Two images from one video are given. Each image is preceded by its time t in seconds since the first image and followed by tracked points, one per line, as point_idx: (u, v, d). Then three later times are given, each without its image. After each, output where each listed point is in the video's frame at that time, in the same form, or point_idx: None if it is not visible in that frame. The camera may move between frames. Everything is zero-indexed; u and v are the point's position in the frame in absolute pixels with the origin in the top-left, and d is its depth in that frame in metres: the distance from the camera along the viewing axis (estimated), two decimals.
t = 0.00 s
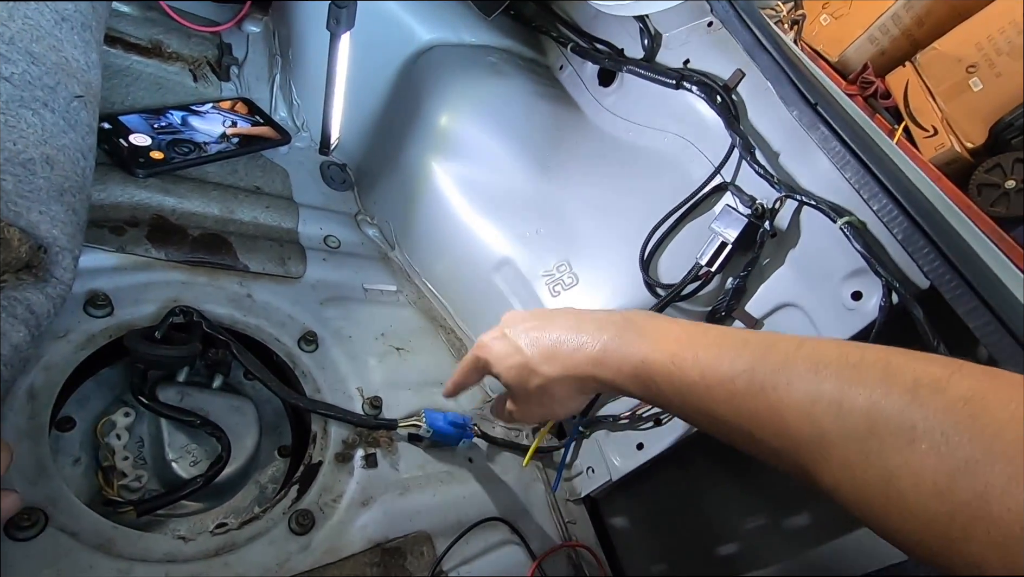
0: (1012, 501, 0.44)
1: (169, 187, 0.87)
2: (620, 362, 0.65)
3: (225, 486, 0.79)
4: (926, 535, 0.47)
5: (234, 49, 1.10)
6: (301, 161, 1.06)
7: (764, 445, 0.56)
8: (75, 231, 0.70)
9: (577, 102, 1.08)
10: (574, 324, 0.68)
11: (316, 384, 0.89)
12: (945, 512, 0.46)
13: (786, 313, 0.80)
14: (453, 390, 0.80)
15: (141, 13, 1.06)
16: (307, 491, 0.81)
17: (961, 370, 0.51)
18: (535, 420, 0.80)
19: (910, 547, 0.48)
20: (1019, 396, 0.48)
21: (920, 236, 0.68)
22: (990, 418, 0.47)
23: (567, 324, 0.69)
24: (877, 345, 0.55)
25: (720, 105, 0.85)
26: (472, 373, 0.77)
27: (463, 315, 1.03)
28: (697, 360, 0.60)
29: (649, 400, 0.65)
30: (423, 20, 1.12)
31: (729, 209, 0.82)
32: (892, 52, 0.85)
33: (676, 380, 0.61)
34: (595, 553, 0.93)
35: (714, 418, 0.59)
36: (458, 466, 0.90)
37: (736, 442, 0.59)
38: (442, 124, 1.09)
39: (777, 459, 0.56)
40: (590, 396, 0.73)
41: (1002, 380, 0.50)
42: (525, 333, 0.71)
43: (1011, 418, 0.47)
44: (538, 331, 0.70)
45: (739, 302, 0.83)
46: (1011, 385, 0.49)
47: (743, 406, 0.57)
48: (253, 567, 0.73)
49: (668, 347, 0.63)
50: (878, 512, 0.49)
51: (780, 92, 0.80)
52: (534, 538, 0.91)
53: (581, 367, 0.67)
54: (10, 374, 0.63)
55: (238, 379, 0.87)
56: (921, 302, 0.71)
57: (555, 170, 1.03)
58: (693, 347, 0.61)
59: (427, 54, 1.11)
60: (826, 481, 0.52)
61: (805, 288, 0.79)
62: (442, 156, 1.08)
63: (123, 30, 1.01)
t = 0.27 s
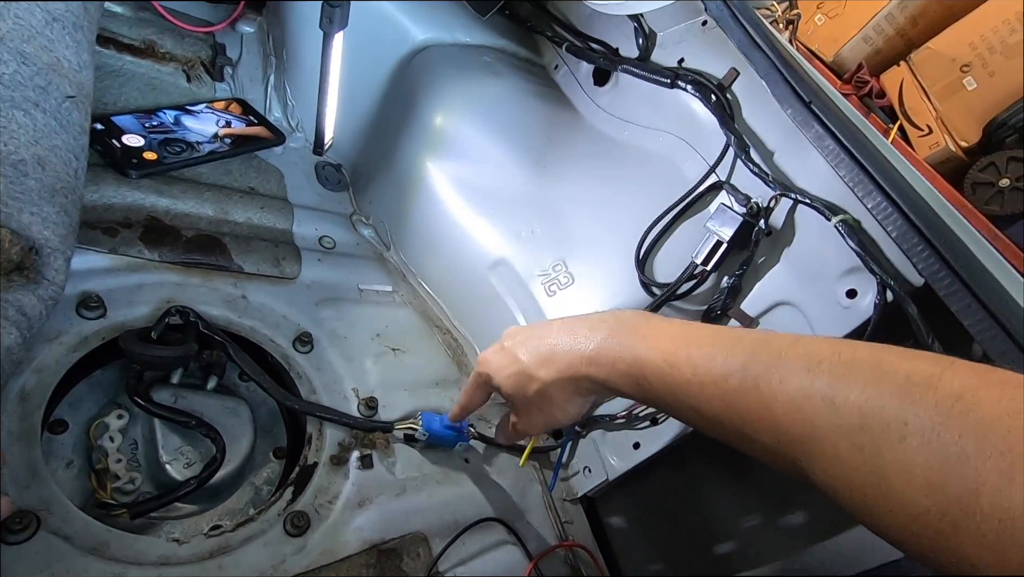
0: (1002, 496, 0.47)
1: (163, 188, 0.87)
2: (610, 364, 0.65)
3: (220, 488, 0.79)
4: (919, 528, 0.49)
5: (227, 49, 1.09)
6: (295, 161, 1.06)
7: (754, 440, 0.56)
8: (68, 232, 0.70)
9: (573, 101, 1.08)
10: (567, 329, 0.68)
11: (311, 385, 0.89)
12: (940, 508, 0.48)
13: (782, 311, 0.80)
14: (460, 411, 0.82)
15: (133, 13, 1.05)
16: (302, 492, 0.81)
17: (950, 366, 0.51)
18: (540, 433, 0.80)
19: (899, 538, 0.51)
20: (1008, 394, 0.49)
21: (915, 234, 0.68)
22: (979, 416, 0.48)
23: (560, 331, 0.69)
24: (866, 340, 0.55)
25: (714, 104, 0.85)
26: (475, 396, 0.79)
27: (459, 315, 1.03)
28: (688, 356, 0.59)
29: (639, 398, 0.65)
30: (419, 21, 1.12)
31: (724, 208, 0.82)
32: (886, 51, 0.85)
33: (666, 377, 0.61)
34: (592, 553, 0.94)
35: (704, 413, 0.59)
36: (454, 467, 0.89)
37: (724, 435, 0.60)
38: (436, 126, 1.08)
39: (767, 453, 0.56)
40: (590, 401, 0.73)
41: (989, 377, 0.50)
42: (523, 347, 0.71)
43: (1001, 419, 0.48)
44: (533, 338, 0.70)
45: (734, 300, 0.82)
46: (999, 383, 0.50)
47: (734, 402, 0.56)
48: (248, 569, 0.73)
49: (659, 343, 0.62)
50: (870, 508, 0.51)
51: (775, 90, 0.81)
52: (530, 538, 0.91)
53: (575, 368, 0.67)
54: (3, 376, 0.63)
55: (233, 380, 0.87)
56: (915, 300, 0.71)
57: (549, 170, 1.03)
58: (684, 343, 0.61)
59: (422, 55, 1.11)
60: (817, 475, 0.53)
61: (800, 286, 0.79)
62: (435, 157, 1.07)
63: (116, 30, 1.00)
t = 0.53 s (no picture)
0: (989, 496, 0.45)
1: (150, 184, 0.86)
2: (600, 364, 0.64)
3: (208, 487, 0.78)
4: (909, 532, 0.48)
5: (216, 44, 1.08)
6: (286, 158, 1.05)
7: (743, 443, 0.56)
8: (50, 229, 0.69)
9: (565, 97, 1.07)
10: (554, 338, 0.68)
11: (301, 383, 0.88)
12: (929, 509, 0.47)
13: (774, 308, 0.80)
14: (460, 434, 0.82)
15: (121, 7, 1.05)
16: (291, 491, 0.80)
17: (935, 367, 0.51)
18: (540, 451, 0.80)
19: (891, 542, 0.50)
20: (994, 394, 0.49)
21: (905, 229, 0.68)
22: (964, 415, 0.48)
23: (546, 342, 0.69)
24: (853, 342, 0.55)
25: (707, 99, 0.84)
26: (474, 417, 0.79)
27: (451, 313, 1.03)
28: (675, 359, 0.60)
29: (630, 402, 0.65)
30: (410, 16, 1.12)
31: (717, 204, 0.81)
32: (879, 49, 0.83)
33: (655, 380, 0.61)
34: (585, 550, 0.93)
35: (693, 416, 0.59)
36: (446, 465, 0.89)
37: (714, 439, 0.59)
38: (427, 122, 1.08)
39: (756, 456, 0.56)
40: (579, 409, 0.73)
41: (974, 377, 0.50)
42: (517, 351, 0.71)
43: (987, 418, 0.47)
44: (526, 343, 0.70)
45: (727, 297, 0.82)
46: (985, 383, 0.49)
47: (721, 404, 0.56)
48: (235, 569, 0.72)
49: (648, 346, 0.62)
50: (858, 510, 0.50)
51: (767, 86, 0.81)
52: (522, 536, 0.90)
53: (565, 374, 0.67)
54: None
55: (222, 378, 0.87)
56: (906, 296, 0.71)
57: (541, 167, 1.03)
58: (672, 345, 0.61)
59: (413, 50, 1.11)
60: (806, 478, 0.53)
61: (793, 283, 0.78)
62: (426, 153, 1.08)
63: (103, 25, 0.99)
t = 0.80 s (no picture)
0: (960, 486, 0.44)
1: (130, 178, 0.85)
2: (581, 363, 0.65)
3: (190, 483, 0.78)
4: (882, 523, 0.47)
5: (200, 37, 1.09)
6: (271, 152, 1.04)
7: (721, 435, 0.56)
8: (25, 223, 0.68)
9: (553, 93, 1.07)
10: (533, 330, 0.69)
11: (284, 379, 0.88)
12: (901, 500, 0.46)
13: (756, 303, 0.81)
14: (444, 426, 0.81)
15: None
16: (273, 487, 0.80)
17: (911, 359, 0.50)
18: (522, 444, 0.80)
19: (865, 534, 0.49)
20: (969, 385, 0.48)
21: (884, 225, 0.68)
22: (937, 405, 0.47)
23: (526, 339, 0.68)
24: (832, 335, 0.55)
25: (692, 95, 0.84)
26: (457, 410, 0.79)
27: (437, 307, 1.03)
28: (654, 352, 0.60)
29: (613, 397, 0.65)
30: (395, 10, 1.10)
31: (700, 200, 0.82)
32: (871, 47, 0.83)
33: (635, 373, 0.61)
34: (570, 544, 0.94)
35: (672, 408, 0.59)
36: (431, 461, 0.89)
37: (695, 432, 0.59)
38: (414, 116, 1.08)
39: (735, 448, 0.56)
40: (566, 401, 0.73)
41: (950, 369, 0.49)
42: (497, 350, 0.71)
43: (960, 409, 0.46)
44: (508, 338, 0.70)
45: (710, 292, 0.83)
46: (961, 375, 0.48)
47: (699, 397, 0.56)
48: (216, 566, 0.72)
49: (628, 339, 0.62)
50: (833, 502, 0.49)
51: (751, 81, 0.81)
52: (506, 531, 0.90)
53: (547, 367, 0.67)
54: None
55: (204, 375, 0.86)
56: (887, 292, 0.70)
57: (527, 161, 1.02)
58: (652, 339, 0.61)
59: (399, 42, 1.09)
60: (783, 470, 0.53)
61: (776, 279, 0.79)
62: (413, 147, 1.07)
63: (84, 17, 0.98)
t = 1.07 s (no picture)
0: (961, 470, 0.43)
1: (89, 154, 0.81)
2: (564, 346, 0.62)
3: (154, 475, 0.75)
4: (879, 508, 0.45)
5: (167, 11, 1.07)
6: (243, 131, 1.01)
7: (710, 419, 0.54)
8: None
9: (538, 73, 1.03)
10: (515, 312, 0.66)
11: (257, 366, 0.84)
12: (899, 485, 0.44)
13: (744, 287, 0.78)
14: (424, 412, 0.79)
15: None
16: (244, 479, 0.77)
17: (907, 338, 0.48)
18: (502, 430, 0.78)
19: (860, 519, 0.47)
20: (969, 364, 0.45)
21: (877, 203, 0.66)
22: (936, 386, 0.45)
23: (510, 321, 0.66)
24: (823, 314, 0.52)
25: (680, 73, 0.81)
26: (436, 396, 0.76)
27: (417, 292, 0.99)
28: (639, 334, 0.57)
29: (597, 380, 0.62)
30: None
31: (688, 181, 0.79)
32: (854, 37, 0.82)
33: (619, 356, 0.58)
34: (553, 534, 0.92)
35: (659, 392, 0.56)
36: (410, 450, 0.86)
37: (681, 415, 0.57)
38: (392, 94, 1.04)
39: (724, 432, 0.54)
40: (549, 387, 0.71)
41: (948, 347, 0.47)
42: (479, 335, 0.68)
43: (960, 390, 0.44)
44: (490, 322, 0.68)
45: (697, 276, 0.80)
46: (960, 354, 0.46)
47: (686, 380, 0.54)
48: (181, 561, 0.69)
49: (612, 320, 0.59)
50: (828, 488, 0.48)
51: (740, 57, 0.79)
52: (488, 521, 0.88)
53: (529, 350, 0.64)
54: None
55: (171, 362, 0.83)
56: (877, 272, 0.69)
57: (511, 142, 0.99)
58: (637, 319, 0.58)
59: (376, 18, 1.05)
60: (774, 455, 0.51)
61: (764, 262, 0.76)
62: (391, 126, 1.03)
63: None
